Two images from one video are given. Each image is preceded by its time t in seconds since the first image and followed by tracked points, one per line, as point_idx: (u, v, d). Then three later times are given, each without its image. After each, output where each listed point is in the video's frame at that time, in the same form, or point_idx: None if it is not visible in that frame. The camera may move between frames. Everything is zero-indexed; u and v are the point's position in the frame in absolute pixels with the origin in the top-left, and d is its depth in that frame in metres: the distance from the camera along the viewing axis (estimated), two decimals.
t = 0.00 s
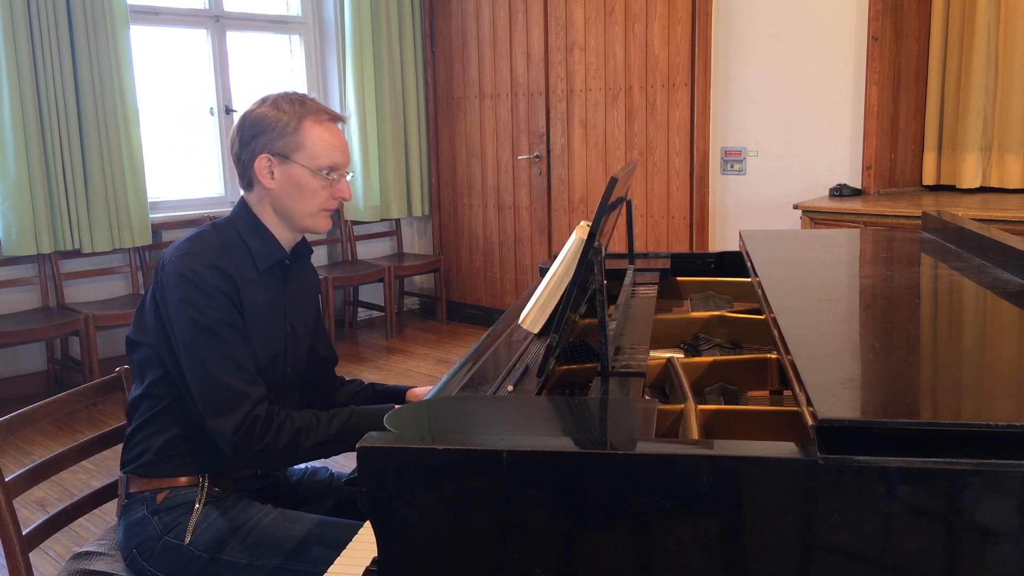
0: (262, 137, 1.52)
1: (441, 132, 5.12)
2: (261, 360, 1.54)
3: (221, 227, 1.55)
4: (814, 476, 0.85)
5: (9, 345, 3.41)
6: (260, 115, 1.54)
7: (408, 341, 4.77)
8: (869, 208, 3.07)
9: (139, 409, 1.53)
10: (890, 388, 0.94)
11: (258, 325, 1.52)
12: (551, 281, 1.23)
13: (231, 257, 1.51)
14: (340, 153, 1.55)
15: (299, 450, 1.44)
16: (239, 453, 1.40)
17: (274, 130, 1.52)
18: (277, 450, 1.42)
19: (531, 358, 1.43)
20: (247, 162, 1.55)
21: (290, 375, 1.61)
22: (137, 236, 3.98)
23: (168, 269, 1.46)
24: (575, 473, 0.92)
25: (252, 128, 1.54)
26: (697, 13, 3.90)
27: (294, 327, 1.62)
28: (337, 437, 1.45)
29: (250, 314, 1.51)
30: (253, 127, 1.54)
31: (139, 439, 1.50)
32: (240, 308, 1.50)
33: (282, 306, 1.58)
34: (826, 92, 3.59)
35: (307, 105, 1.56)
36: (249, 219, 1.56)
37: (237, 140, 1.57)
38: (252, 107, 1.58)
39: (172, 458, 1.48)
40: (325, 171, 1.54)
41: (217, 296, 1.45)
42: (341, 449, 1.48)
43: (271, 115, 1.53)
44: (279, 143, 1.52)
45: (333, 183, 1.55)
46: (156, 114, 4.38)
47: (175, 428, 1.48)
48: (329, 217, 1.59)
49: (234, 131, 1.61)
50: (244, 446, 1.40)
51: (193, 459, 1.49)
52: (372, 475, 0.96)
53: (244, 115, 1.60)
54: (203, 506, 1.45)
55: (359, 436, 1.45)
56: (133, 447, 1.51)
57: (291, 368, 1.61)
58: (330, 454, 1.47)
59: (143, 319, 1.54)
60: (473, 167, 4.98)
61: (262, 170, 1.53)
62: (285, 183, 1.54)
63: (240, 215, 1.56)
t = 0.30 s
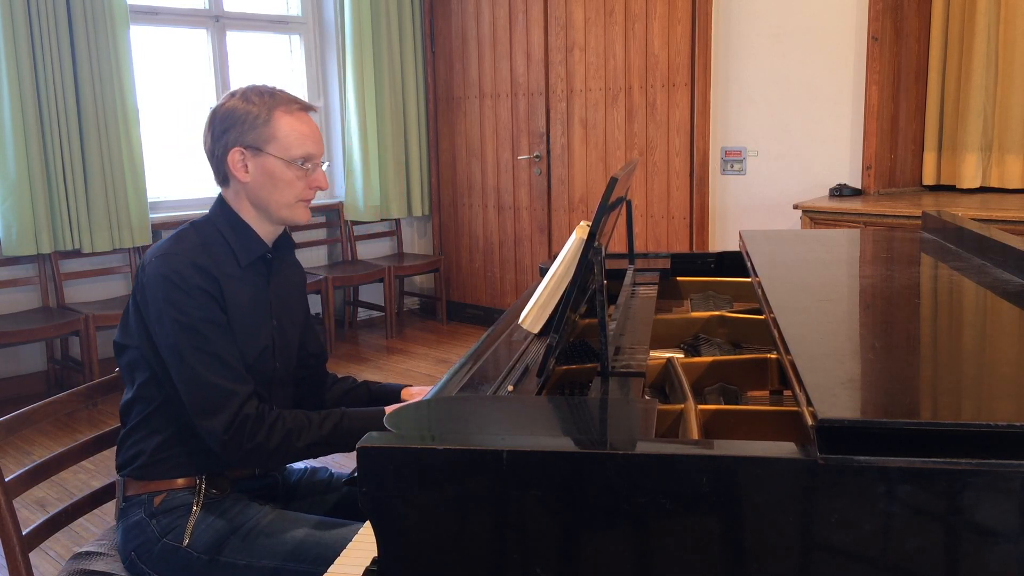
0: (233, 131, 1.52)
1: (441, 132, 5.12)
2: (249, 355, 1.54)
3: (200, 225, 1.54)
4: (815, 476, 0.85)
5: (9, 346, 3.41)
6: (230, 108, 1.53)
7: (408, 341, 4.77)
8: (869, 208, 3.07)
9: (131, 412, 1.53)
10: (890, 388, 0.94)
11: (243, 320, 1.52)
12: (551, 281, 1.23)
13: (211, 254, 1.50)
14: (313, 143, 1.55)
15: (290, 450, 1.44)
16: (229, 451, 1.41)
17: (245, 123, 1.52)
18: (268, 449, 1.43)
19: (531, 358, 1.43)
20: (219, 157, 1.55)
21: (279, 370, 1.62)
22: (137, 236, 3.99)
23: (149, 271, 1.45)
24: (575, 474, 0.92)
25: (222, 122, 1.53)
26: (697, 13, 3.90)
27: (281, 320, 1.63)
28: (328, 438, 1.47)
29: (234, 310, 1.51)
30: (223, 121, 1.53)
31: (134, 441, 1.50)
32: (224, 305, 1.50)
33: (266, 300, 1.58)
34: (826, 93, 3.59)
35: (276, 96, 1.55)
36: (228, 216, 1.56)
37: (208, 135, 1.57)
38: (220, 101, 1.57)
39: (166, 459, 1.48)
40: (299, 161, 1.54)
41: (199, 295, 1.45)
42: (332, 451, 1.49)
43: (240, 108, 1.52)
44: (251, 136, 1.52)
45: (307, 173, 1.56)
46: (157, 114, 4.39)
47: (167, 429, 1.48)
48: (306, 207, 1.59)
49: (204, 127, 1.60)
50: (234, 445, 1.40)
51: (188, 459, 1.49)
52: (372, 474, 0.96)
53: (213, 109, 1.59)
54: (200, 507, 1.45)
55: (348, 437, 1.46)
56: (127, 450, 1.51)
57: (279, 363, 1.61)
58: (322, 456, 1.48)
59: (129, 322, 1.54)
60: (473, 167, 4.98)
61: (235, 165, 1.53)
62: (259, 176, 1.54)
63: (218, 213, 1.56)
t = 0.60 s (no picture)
0: (218, 128, 1.52)
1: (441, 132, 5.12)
2: (243, 353, 1.54)
3: (187, 225, 1.54)
4: (815, 476, 0.85)
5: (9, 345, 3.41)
6: (214, 106, 1.53)
7: (408, 341, 4.77)
8: (869, 208, 3.07)
9: (128, 415, 1.52)
10: (890, 388, 0.94)
11: (235, 317, 1.52)
12: (551, 282, 1.23)
13: (199, 252, 1.50)
14: (298, 140, 1.56)
15: (289, 448, 1.44)
16: (228, 448, 1.41)
17: (229, 120, 1.52)
18: (267, 447, 1.43)
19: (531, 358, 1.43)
20: (204, 155, 1.55)
21: (274, 368, 1.62)
22: (137, 236, 3.99)
23: (137, 273, 1.45)
24: (576, 473, 0.92)
25: (206, 120, 1.53)
26: (697, 13, 3.89)
27: (273, 317, 1.63)
28: (328, 438, 1.46)
29: (225, 308, 1.51)
30: (208, 118, 1.53)
31: (131, 443, 1.50)
32: (215, 303, 1.50)
33: (256, 296, 1.58)
34: (826, 93, 3.60)
35: (259, 93, 1.55)
36: (214, 215, 1.56)
37: (193, 133, 1.56)
38: (204, 98, 1.57)
39: (164, 461, 1.48)
40: (284, 158, 1.55)
41: (189, 294, 1.44)
42: (332, 450, 1.48)
43: (224, 105, 1.52)
44: (236, 133, 1.52)
45: (293, 170, 1.56)
46: (157, 115, 4.39)
47: (165, 430, 1.48)
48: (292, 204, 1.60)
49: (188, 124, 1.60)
50: (234, 442, 1.41)
51: (187, 460, 1.48)
52: (372, 475, 0.96)
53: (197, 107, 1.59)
54: (199, 508, 1.45)
55: (349, 437, 1.46)
56: (125, 453, 1.51)
57: (272, 360, 1.61)
58: (321, 455, 1.47)
59: (120, 325, 1.54)
60: (473, 168, 4.98)
61: (220, 162, 1.53)
62: (244, 173, 1.54)
63: (205, 212, 1.56)
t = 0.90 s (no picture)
0: (209, 128, 1.52)
1: (441, 132, 5.12)
2: (238, 353, 1.54)
3: (180, 226, 1.54)
4: (815, 476, 0.85)
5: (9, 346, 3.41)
6: (205, 105, 1.53)
7: (409, 341, 4.77)
8: (869, 208, 3.07)
9: (125, 417, 1.52)
10: (889, 388, 0.94)
11: (229, 317, 1.52)
12: (550, 282, 1.23)
13: (192, 253, 1.51)
14: (289, 139, 1.56)
15: (289, 447, 1.45)
16: (229, 446, 1.41)
17: (220, 120, 1.52)
18: (267, 446, 1.43)
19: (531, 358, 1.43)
20: (196, 154, 1.55)
21: (271, 367, 1.62)
22: (137, 236, 3.99)
23: (130, 274, 1.45)
24: (576, 473, 0.92)
25: (198, 119, 1.53)
26: (697, 13, 3.89)
27: (268, 316, 1.63)
28: (327, 437, 1.46)
29: (219, 308, 1.51)
30: (199, 118, 1.53)
31: (129, 445, 1.49)
32: (209, 304, 1.50)
33: (251, 295, 1.58)
34: (827, 93, 3.60)
35: (251, 92, 1.56)
36: (206, 215, 1.56)
37: (185, 132, 1.57)
38: (197, 96, 1.57)
39: (162, 462, 1.47)
40: (275, 158, 1.55)
41: (183, 294, 1.44)
42: (332, 450, 1.48)
43: (215, 104, 1.52)
44: (227, 133, 1.52)
45: (284, 170, 1.56)
46: (157, 114, 4.38)
47: (164, 430, 1.48)
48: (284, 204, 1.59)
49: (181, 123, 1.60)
50: (234, 441, 1.41)
51: (186, 460, 1.48)
52: (372, 474, 0.96)
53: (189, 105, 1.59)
54: (198, 510, 1.45)
55: (349, 438, 1.45)
56: (122, 455, 1.50)
57: (269, 359, 1.61)
58: (321, 454, 1.47)
59: (115, 328, 1.54)
60: (473, 168, 4.97)
61: (211, 161, 1.53)
62: (235, 172, 1.54)
63: (197, 212, 1.56)
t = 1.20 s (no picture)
0: (205, 128, 1.52)
1: (441, 132, 5.12)
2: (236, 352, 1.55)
3: (176, 226, 1.54)
4: (815, 476, 0.85)
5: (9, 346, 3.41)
6: (201, 105, 1.53)
7: (409, 341, 4.77)
8: (869, 208, 3.07)
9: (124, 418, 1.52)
10: (890, 388, 0.94)
11: (226, 317, 1.53)
12: (550, 282, 1.23)
13: (189, 253, 1.51)
14: (286, 139, 1.55)
15: (289, 447, 1.44)
16: (228, 444, 1.41)
17: (215, 120, 1.52)
18: (267, 445, 1.43)
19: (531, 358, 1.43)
20: (192, 154, 1.55)
21: (269, 367, 1.62)
22: (137, 236, 3.99)
23: (127, 275, 1.45)
24: (575, 473, 0.92)
25: (193, 119, 1.53)
26: (697, 13, 3.90)
27: (265, 315, 1.63)
28: (327, 436, 1.45)
29: (216, 308, 1.51)
30: (195, 118, 1.53)
31: (127, 446, 1.49)
32: (206, 304, 1.50)
33: (247, 295, 1.58)
34: (827, 92, 3.60)
35: (247, 92, 1.55)
36: (201, 215, 1.56)
37: (181, 132, 1.56)
38: (193, 96, 1.57)
39: (162, 463, 1.47)
40: (272, 158, 1.54)
41: (180, 295, 1.44)
42: (332, 449, 1.47)
43: (211, 104, 1.52)
44: (223, 133, 1.51)
45: (280, 170, 1.56)
46: (156, 114, 4.38)
47: (163, 431, 1.48)
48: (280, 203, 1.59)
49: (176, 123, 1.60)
50: (233, 440, 1.41)
51: (186, 461, 1.48)
52: (372, 474, 0.96)
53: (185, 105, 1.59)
54: (198, 510, 1.45)
55: (349, 438, 1.45)
56: (121, 456, 1.50)
57: (268, 359, 1.61)
58: (321, 454, 1.47)
59: (112, 329, 1.53)
60: (473, 168, 4.97)
61: (207, 162, 1.53)
62: (231, 172, 1.54)
63: (193, 212, 1.56)
